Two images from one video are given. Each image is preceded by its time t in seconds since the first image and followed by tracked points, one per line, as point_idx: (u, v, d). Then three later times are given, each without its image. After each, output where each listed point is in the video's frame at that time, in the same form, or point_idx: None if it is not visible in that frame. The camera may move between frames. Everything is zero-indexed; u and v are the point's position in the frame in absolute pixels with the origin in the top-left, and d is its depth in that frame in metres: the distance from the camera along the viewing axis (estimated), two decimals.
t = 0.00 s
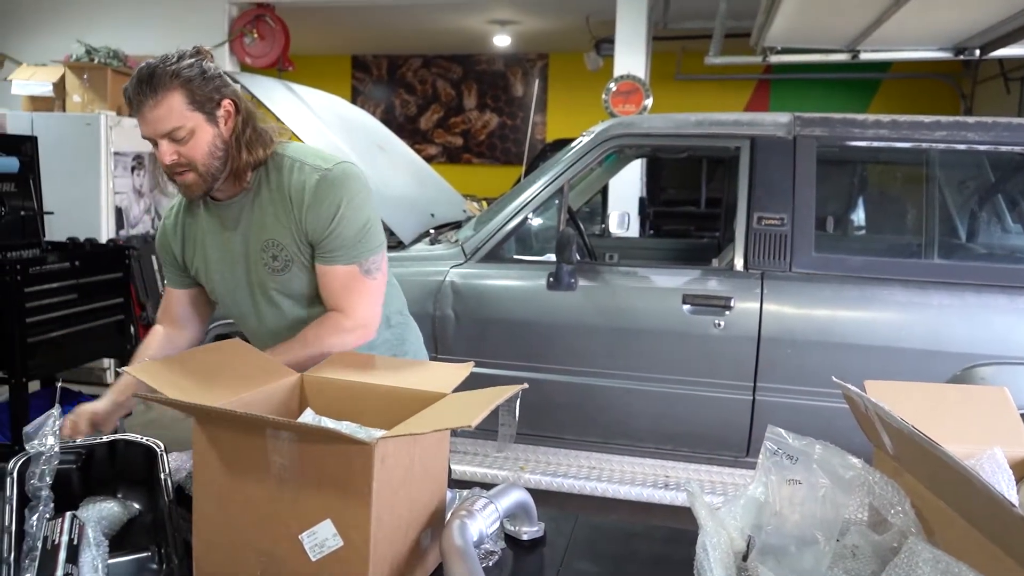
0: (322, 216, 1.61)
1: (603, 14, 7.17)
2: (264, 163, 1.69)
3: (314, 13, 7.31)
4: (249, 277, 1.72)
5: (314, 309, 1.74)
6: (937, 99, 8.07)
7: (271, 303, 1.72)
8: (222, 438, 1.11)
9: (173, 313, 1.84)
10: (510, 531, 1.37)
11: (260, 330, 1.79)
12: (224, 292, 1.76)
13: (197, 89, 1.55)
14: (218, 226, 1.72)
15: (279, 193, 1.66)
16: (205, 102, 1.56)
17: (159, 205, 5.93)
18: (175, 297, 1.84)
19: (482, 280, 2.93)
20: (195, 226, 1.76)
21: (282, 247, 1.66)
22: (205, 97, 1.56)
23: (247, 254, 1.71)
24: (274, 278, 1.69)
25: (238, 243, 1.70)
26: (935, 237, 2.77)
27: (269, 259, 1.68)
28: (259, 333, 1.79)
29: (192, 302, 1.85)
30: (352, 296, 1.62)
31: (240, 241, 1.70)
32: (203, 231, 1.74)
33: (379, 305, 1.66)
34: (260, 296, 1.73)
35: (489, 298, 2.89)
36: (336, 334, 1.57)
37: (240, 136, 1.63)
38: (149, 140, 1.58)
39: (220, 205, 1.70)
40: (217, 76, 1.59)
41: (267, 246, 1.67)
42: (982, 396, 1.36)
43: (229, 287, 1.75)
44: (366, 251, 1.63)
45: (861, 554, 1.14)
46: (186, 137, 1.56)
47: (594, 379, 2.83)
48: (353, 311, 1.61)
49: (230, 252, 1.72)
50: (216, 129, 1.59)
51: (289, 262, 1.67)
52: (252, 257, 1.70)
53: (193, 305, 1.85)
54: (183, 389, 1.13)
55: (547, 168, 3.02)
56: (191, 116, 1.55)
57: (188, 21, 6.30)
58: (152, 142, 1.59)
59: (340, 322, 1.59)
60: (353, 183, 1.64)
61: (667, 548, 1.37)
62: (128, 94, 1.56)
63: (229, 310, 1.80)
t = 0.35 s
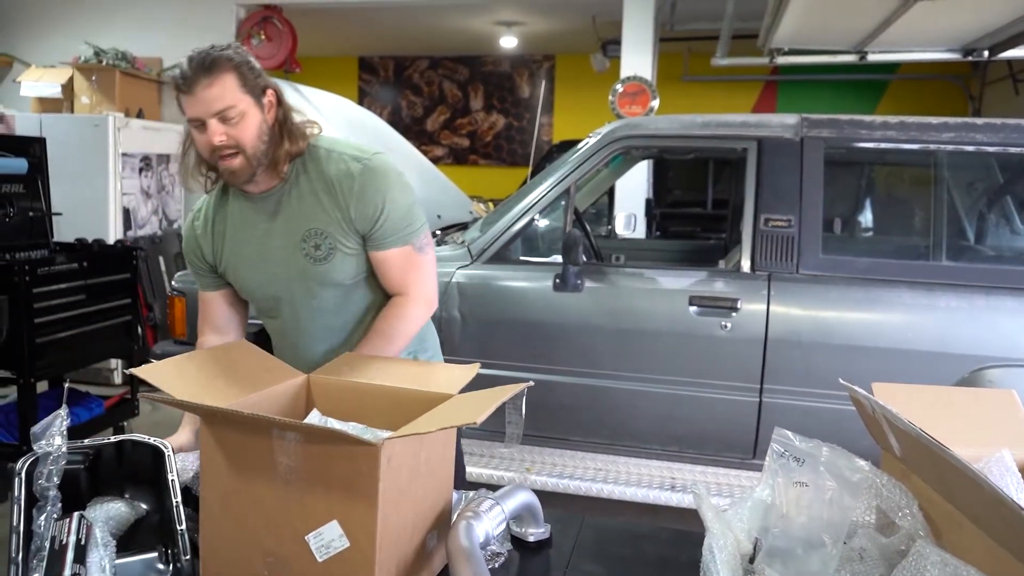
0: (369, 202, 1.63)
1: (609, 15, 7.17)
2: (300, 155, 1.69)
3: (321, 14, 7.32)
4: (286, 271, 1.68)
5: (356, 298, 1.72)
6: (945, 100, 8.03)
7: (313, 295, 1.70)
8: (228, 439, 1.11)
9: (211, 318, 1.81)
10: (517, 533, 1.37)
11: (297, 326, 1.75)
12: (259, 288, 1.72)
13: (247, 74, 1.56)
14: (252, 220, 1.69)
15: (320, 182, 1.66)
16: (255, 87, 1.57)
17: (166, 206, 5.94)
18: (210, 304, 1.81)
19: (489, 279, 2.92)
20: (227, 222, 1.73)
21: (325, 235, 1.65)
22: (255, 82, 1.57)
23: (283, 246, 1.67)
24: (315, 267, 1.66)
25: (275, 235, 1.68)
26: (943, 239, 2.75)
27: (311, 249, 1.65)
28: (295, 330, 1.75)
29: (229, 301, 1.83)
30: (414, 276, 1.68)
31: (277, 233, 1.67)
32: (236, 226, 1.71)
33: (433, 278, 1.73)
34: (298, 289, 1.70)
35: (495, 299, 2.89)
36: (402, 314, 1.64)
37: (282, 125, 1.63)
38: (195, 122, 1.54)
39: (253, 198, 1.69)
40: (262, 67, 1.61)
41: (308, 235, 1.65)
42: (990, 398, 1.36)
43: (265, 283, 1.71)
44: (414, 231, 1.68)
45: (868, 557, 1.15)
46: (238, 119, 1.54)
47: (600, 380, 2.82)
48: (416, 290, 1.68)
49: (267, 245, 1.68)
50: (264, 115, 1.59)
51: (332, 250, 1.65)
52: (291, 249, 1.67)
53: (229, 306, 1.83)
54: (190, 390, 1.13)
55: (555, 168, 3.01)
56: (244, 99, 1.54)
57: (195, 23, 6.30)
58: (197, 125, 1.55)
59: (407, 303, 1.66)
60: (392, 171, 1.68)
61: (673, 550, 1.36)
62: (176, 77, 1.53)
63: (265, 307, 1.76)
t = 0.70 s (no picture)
0: (442, 196, 1.69)
1: (603, 16, 7.17)
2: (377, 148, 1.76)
3: (315, 14, 7.31)
4: (351, 257, 1.69)
5: (411, 292, 1.74)
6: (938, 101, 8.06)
7: (373, 284, 1.71)
8: (224, 441, 1.11)
9: (242, 298, 1.82)
10: (511, 533, 1.37)
11: (349, 317, 1.74)
12: (318, 274, 1.72)
13: (347, 60, 1.65)
14: (320, 204, 1.71)
15: (395, 172, 1.71)
16: (351, 73, 1.66)
17: (160, 207, 5.92)
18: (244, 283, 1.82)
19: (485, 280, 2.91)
20: (291, 207, 1.74)
21: (396, 223, 1.68)
22: (352, 69, 1.66)
23: (351, 233, 1.69)
24: (381, 255, 1.68)
25: (343, 220, 1.70)
26: (937, 239, 2.75)
27: (380, 236, 1.68)
28: (348, 320, 1.74)
29: (262, 286, 1.84)
30: (467, 267, 1.73)
31: (346, 219, 1.70)
32: (301, 211, 1.72)
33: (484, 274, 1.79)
34: (360, 277, 1.70)
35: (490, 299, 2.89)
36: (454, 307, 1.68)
37: (367, 114, 1.71)
38: (292, 93, 1.61)
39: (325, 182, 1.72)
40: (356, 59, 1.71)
41: (378, 223, 1.68)
42: (984, 396, 1.36)
43: (326, 269, 1.71)
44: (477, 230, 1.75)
45: (863, 557, 1.14)
46: (336, 97, 1.62)
47: (596, 381, 2.82)
48: (467, 280, 1.72)
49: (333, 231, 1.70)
50: (354, 101, 1.67)
51: (401, 238, 1.68)
52: (359, 236, 1.69)
53: (262, 289, 1.84)
54: (186, 392, 1.13)
55: (550, 169, 3.00)
56: (342, 81, 1.63)
57: (188, 23, 6.28)
58: (294, 97, 1.61)
59: (463, 298, 1.70)
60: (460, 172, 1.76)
61: (669, 550, 1.36)
62: (282, 50, 1.61)
63: (317, 297, 1.75)
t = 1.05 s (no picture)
0: (543, 193, 1.79)
1: (586, 16, 7.19)
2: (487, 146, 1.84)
3: (298, 15, 7.28)
4: (456, 238, 1.73)
5: (503, 282, 1.79)
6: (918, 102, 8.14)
7: (472, 270, 1.75)
8: (207, 444, 1.10)
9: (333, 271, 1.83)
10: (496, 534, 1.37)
11: (441, 301, 1.75)
12: (417, 254, 1.73)
13: (478, 58, 1.76)
14: (429, 186, 1.76)
15: (501, 166, 1.79)
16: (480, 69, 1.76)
17: (141, 209, 5.87)
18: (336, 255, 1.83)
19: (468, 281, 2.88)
20: (395, 188, 1.77)
21: (501, 212, 1.74)
22: (480, 66, 1.77)
23: (458, 216, 1.74)
24: (485, 241, 1.73)
25: (451, 204, 1.75)
26: (917, 238, 2.78)
27: (484, 222, 1.74)
28: (441, 304, 1.75)
29: (352, 264, 1.86)
30: (560, 267, 1.83)
31: (452, 202, 1.75)
32: (407, 192, 1.76)
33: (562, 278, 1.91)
34: (460, 260, 1.74)
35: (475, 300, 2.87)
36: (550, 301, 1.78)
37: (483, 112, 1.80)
38: (427, 75, 1.70)
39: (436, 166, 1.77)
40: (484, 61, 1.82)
41: (484, 210, 1.74)
42: (962, 393, 1.38)
43: (428, 251, 1.74)
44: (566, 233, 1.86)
45: (844, 553, 1.15)
46: (467, 86, 1.71)
47: (580, 381, 2.82)
48: (560, 278, 1.83)
49: (438, 213, 1.74)
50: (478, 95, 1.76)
51: (505, 227, 1.74)
52: (464, 219, 1.74)
53: (350, 266, 1.85)
54: (168, 394, 1.12)
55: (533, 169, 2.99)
56: (472, 74, 1.73)
57: (169, 23, 6.23)
58: (428, 80, 1.70)
59: (556, 293, 1.80)
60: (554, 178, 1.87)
61: (653, 549, 1.37)
62: (422, 36, 1.71)
63: (411, 278, 1.75)
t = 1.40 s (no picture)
0: (588, 187, 1.83)
1: (565, 16, 7.19)
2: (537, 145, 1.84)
3: (275, 14, 7.22)
4: (519, 233, 1.71)
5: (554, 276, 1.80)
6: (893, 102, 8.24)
7: (533, 266, 1.74)
8: (186, 447, 1.09)
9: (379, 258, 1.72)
10: (478, 534, 1.37)
11: (502, 297, 1.72)
12: (483, 251, 1.69)
13: (527, 57, 1.76)
14: (488, 181, 1.72)
15: (549, 162, 1.79)
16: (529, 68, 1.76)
17: (118, 210, 5.80)
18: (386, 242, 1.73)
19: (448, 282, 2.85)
20: (454, 181, 1.71)
21: (556, 206, 1.76)
22: (529, 65, 1.77)
23: (520, 210, 1.72)
24: (546, 235, 1.73)
25: (512, 198, 1.72)
26: (892, 237, 2.81)
27: (543, 217, 1.74)
28: (501, 300, 1.73)
29: (399, 261, 1.74)
30: (602, 252, 1.92)
31: (512, 198, 1.72)
32: (467, 185, 1.71)
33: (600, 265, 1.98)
34: (523, 256, 1.72)
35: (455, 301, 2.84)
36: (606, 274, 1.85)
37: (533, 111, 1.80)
38: (481, 76, 1.69)
39: (493, 163, 1.74)
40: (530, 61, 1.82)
41: (542, 204, 1.74)
42: (938, 389, 1.40)
43: (491, 247, 1.70)
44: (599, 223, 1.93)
45: (822, 549, 1.17)
46: (518, 86, 1.71)
47: (561, 380, 2.82)
48: (605, 261, 1.92)
49: (500, 210, 1.71)
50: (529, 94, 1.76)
51: (561, 220, 1.76)
52: (525, 215, 1.72)
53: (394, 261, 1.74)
54: (145, 397, 1.10)
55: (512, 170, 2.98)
56: (523, 73, 1.72)
57: (146, 23, 6.16)
58: (480, 80, 1.69)
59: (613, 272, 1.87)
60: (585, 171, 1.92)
61: (634, 547, 1.37)
62: (473, 40, 1.71)
63: (472, 274, 1.71)
